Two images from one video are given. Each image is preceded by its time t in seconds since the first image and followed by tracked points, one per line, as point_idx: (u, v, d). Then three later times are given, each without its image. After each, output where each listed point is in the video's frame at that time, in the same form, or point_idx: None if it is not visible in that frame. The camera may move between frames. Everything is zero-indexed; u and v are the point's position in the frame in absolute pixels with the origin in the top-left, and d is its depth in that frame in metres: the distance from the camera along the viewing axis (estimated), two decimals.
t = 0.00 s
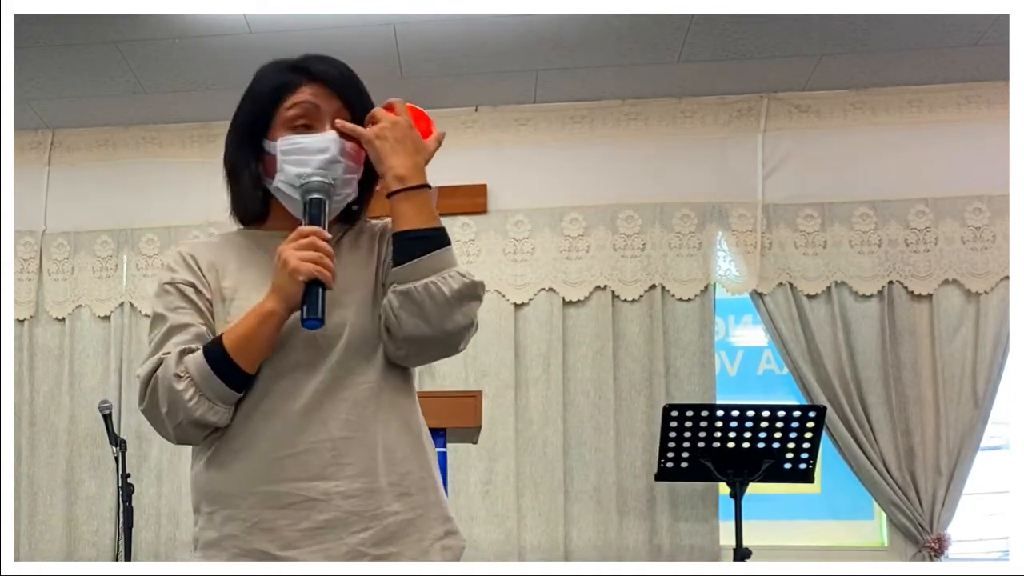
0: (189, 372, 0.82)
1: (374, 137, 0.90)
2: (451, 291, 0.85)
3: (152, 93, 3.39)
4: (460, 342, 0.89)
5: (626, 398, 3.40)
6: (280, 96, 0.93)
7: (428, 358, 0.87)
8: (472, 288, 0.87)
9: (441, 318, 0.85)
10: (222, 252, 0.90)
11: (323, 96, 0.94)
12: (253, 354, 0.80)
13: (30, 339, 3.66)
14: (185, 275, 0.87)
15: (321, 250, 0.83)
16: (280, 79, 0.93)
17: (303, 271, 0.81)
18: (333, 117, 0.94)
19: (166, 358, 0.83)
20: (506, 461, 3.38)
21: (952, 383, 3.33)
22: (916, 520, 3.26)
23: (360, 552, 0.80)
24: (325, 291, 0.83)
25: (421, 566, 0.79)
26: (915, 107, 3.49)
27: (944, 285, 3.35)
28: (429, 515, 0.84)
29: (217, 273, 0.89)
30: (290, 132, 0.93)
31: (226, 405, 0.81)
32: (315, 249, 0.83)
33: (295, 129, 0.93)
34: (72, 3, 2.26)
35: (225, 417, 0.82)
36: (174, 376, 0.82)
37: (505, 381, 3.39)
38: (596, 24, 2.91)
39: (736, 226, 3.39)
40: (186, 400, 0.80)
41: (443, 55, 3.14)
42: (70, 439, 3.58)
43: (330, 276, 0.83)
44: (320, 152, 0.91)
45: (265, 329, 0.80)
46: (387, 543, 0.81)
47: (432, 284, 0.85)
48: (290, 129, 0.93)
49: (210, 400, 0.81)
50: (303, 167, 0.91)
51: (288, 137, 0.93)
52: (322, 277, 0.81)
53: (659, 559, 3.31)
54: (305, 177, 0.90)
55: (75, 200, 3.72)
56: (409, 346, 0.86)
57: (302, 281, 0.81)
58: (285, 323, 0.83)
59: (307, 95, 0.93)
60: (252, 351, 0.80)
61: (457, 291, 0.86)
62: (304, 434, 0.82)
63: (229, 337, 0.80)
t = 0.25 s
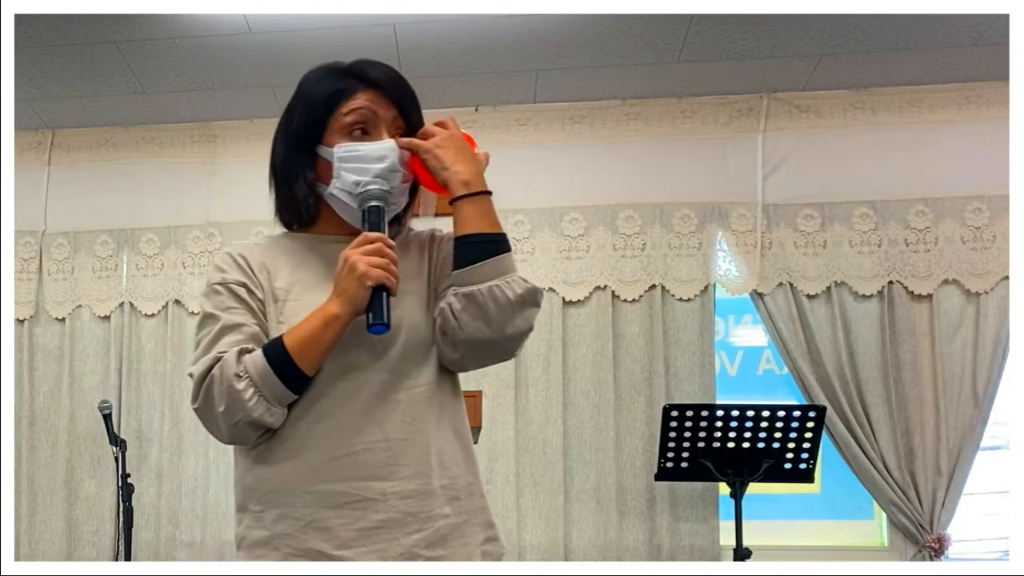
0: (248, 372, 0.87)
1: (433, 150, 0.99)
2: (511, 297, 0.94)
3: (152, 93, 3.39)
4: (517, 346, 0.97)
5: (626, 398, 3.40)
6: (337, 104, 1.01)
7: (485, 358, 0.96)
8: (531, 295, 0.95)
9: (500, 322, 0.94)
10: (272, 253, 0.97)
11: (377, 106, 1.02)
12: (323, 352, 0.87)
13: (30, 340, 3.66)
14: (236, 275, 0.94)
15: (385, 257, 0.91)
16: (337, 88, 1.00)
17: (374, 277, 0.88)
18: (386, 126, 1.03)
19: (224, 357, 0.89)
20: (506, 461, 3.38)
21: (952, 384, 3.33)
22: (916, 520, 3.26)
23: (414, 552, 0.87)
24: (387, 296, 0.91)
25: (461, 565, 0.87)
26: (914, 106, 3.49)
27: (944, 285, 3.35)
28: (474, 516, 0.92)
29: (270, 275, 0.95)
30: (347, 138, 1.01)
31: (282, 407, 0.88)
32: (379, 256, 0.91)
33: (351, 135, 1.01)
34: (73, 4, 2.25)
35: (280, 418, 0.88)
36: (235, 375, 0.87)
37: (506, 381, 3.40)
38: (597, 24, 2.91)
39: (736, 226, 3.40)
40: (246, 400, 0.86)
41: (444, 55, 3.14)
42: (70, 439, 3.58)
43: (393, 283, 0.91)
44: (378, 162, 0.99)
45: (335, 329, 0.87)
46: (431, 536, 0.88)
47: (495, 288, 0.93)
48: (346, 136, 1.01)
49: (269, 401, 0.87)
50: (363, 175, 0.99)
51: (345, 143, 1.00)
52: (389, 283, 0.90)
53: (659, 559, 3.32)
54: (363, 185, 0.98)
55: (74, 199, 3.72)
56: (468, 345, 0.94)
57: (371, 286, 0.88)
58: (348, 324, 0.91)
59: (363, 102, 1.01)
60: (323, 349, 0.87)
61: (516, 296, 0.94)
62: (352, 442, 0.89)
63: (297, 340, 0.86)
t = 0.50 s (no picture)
0: (327, 377, 0.93)
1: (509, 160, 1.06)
2: (590, 298, 1.01)
3: (152, 93, 3.39)
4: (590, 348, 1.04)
5: (626, 398, 3.39)
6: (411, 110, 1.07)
7: (559, 358, 1.02)
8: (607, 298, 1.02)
9: (580, 322, 1.01)
10: (342, 258, 1.03)
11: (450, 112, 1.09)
12: (408, 354, 0.93)
13: (30, 340, 3.66)
14: (308, 280, 1.00)
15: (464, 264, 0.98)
16: (411, 94, 1.07)
17: (457, 284, 0.95)
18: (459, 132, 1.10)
19: (303, 361, 0.95)
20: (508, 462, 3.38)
21: (952, 385, 3.33)
22: (916, 520, 3.26)
23: (489, 553, 0.92)
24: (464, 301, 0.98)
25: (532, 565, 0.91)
26: (914, 106, 3.49)
27: (944, 285, 3.35)
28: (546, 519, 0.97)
29: (341, 278, 1.01)
30: (421, 143, 1.07)
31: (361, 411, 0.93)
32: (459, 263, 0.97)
33: (425, 140, 1.07)
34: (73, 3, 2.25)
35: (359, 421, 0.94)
36: (314, 380, 0.93)
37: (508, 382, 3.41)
38: (597, 24, 2.91)
39: (736, 226, 3.40)
40: (327, 403, 0.92)
41: (444, 55, 3.14)
42: (70, 439, 3.58)
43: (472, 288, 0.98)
44: (454, 167, 1.06)
45: (421, 333, 0.93)
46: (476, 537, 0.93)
47: (576, 290, 1.01)
48: (420, 141, 1.07)
49: (348, 405, 0.93)
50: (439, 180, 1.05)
51: (419, 148, 1.07)
52: (470, 289, 0.96)
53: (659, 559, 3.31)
54: (444, 190, 1.04)
55: (74, 199, 3.72)
56: (545, 344, 1.00)
57: (455, 293, 0.94)
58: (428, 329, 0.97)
59: (437, 108, 1.08)
60: (408, 351, 0.93)
61: (594, 298, 1.01)
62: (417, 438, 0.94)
63: (381, 346, 0.92)
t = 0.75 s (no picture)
0: (407, 393, 0.92)
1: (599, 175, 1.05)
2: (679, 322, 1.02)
3: (151, 93, 3.38)
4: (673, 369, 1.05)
5: (626, 398, 3.40)
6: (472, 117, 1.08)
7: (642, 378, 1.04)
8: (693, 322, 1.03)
9: (665, 346, 1.02)
10: (417, 267, 1.02)
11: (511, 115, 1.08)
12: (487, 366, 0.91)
13: (30, 340, 3.66)
14: (385, 293, 0.99)
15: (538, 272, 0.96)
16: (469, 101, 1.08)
17: (534, 293, 0.93)
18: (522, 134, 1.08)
19: (382, 377, 0.93)
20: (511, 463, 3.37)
21: (951, 385, 3.33)
22: (916, 520, 3.26)
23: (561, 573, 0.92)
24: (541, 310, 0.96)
25: None
26: (914, 106, 3.49)
27: (944, 285, 3.35)
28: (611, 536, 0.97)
29: (420, 292, 1.00)
30: (483, 148, 1.07)
31: (440, 424, 0.92)
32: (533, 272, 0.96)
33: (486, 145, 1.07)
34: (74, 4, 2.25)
35: (438, 434, 0.92)
36: (395, 396, 0.91)
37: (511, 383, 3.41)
38: (596, 24, 2.92)
39: (736, 226, 3.40)
40: (408, 419, 0.90)
41: (444, 55, 3.14)
42: (70, 439, 3.58)
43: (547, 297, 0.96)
44: (515, 168, 1.04)
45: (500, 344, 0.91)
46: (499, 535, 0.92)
47: (664, 316, 1.01)
48: (483, 146, 1.07)
49: (428, 419, 0.91)
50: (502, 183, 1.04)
51: (481, 153, 1.07)
52: (547, 297, 0.94)
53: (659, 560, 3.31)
54: (510, 194, 1.04)
55: (74, 199, 3.72)
56: (629, 365, 1.02)
57: (532, 302, 0.93)
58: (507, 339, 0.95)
59: (497, 112, 1.08)
60: (488, 363, 0.91)
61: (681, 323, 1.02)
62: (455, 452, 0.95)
63: (460, 358, 0.90)
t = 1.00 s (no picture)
0: (405, 397, 0.89)
1: (693, 247, 0.91)
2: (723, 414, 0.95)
3: (152, 93, 3.39)
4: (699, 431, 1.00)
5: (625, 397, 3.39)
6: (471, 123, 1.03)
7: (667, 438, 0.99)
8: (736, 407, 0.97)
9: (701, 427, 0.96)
10: (447, 273, 0.99)
11: (507, 113, 1.01)
12: (475, 373, 0.87)
13: (30, 340, 3.66)
14: (408, 295, 0.97)
15: (529, 270, 0.90)
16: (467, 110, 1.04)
17: (515, 293, 0.87)
18: (519, 130, 1.01)
19: (384, 382, 0.92)
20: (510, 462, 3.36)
21: (951, 385, 3.33)
22: (916, 520, 3.26)
23: None
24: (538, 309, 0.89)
25: None
26: (914, 106, 3.49)
27: (944, 285, 3.35)
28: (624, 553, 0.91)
29: (444, 297, 0.97)
30: (480, 153, 1.03)
31: (440, 427, 0.88)
32: (524, 270, 0.90)
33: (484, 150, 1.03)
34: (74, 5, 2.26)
35: (441, 438, 0.88)
36: (391, 400, 0.90)
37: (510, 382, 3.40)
38: (596, 25, 2.92)
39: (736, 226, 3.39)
40: (402, 422, 0.88)
41: (444, 55, 3.13)
42: (70, 438, 3.58)
43: (541, 294, 0.89)
44: (501, 167, 0.99)
45: (484, 349, 0.86)
46: (501, 542, 0.87)
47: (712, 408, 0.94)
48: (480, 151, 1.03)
49: (426, 423, 0.88)
50: (491, 186, 1.00)
51: (477, 159, 1.02)
52: (534, 296, 0.88)
53: (659, 560, 3.31)
54: (505, 193, 0.99)
55: (74, 199, 3.72)
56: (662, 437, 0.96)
57: (514, 302, 0.87)
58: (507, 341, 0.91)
59: (491, 116, 1.01)
60: (475, 370, 0.87)
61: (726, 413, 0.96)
62: (462, 456, 0.91)
63: (452, 362, 0.87)
